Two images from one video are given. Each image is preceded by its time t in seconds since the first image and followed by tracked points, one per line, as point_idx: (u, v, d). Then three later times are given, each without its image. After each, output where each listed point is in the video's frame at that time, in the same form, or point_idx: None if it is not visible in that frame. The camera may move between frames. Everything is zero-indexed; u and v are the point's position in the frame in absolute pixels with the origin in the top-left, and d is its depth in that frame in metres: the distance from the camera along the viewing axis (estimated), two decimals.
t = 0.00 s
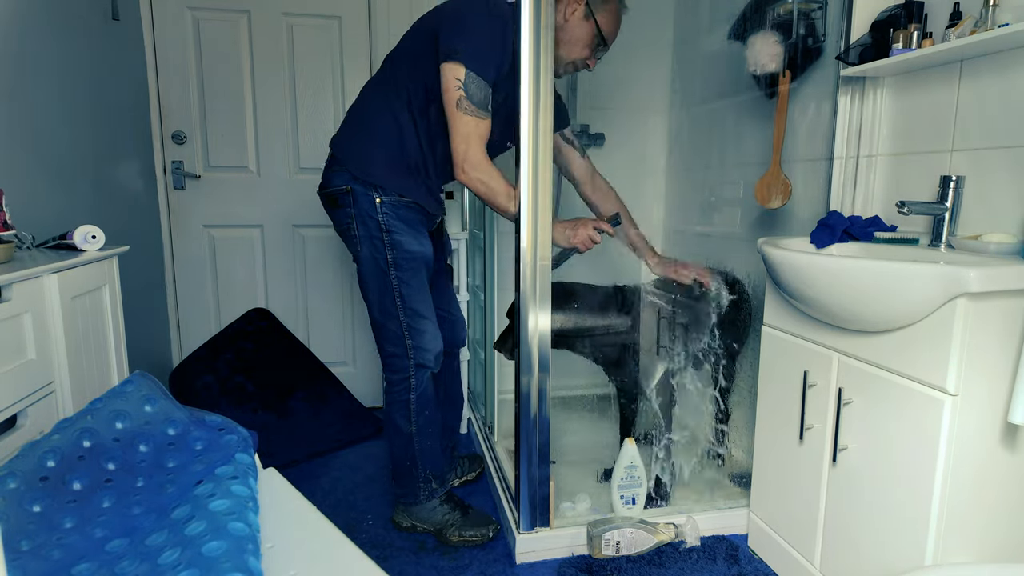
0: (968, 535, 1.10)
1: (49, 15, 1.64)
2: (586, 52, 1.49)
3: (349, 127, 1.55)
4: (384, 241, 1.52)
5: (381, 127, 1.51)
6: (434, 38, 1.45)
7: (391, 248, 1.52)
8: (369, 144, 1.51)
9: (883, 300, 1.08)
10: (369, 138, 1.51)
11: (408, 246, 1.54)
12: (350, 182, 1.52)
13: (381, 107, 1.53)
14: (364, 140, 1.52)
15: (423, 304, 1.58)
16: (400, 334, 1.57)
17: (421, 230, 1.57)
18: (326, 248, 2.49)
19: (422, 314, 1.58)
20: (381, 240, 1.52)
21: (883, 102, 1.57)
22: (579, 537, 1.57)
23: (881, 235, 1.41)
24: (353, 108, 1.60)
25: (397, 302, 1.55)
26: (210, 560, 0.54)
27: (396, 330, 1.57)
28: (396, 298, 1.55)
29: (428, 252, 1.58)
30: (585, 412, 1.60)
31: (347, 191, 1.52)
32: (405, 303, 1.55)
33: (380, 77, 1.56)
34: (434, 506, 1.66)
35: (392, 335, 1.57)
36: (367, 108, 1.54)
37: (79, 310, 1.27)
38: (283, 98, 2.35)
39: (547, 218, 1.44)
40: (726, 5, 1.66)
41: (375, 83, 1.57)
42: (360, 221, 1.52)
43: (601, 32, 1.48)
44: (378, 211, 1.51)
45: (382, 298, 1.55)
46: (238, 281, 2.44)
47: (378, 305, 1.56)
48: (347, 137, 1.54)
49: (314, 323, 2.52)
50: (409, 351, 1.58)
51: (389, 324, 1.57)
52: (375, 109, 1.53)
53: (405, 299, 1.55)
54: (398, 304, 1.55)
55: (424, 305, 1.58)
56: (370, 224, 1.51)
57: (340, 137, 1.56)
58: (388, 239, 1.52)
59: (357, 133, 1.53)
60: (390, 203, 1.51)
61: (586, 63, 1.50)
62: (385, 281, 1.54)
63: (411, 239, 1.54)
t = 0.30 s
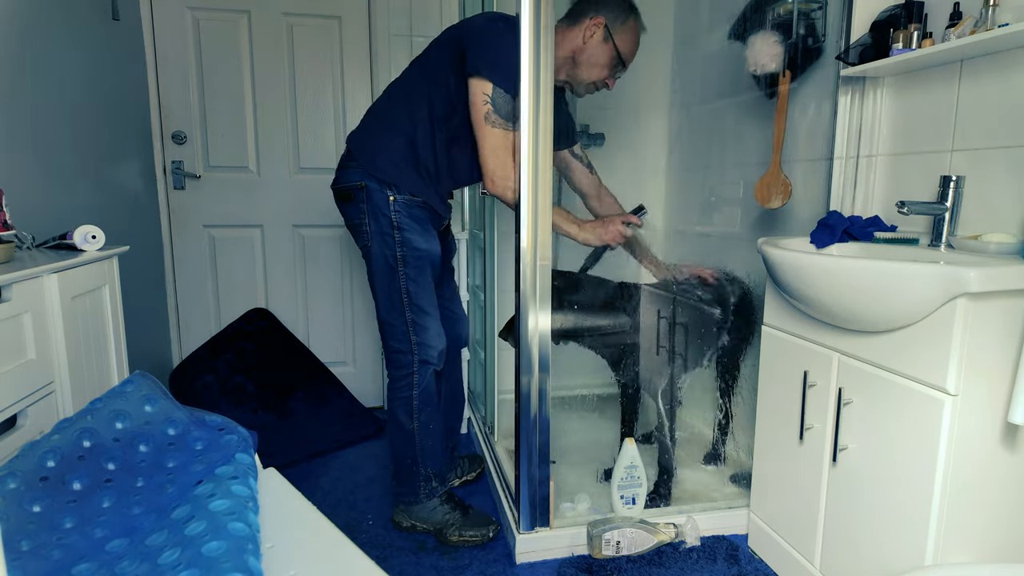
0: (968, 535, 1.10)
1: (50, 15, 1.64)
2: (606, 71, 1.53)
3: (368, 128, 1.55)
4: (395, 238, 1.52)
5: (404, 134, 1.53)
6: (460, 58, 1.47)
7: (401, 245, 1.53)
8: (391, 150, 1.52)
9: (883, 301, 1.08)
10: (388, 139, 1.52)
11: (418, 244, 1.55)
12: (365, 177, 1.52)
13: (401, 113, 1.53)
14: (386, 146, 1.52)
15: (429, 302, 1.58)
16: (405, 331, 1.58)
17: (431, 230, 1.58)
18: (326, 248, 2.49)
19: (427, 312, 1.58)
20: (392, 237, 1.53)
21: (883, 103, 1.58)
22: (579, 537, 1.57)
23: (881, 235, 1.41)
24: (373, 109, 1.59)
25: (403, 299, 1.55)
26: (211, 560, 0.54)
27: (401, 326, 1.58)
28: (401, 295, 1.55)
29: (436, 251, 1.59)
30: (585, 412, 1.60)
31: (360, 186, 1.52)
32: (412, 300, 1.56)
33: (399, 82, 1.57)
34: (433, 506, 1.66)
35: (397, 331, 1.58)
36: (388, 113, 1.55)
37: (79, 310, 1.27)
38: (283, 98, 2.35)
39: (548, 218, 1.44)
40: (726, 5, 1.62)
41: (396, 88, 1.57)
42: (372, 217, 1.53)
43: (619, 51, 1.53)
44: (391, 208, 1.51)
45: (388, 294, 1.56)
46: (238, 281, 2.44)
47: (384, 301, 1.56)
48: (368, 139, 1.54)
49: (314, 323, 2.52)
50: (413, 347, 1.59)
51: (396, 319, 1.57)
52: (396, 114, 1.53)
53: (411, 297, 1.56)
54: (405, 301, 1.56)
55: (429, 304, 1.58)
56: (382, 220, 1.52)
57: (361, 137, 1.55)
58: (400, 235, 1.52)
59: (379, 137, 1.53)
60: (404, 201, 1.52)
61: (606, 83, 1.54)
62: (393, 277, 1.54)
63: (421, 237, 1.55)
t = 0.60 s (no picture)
0: (968, 535, 1.10)
1: (50, 16, 1.64)
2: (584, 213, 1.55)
3: (381, 148, 1.44)
4: (418, 252, 1.43)
5: (420, 165, 1.42)
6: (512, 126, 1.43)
7: (426, 258, 1.43)
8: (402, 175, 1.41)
9: (883, 301, 1.08)
10: (397, 161, 1.42)
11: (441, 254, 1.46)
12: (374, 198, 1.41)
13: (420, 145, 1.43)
14: (399, 171, 1.42)
15: (464, 310, 1.49)
16: (447, 342, 1.47)
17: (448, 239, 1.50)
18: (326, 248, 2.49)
19: (465, 320, 1.49)
20: (415, 252, 1.43)
21: (883, 103, 1.55)
22: (579, 537, 1.57)
23: (881, 235, 1.41)
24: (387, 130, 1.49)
25: (438, 313, 1.45)
26: (211, 560, 0.54)
27: (442, 338, 1.46)
28: (438, 308, 1.45)
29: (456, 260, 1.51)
30: (585, 412, 1.60)
31: (369, 204, 1.40)
32: (448, 312, 1.45)
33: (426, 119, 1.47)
34: (439, 528, 1.56)
35: (438, 349, 1.46)
36: (407, 139, 1.44)
37: (79, 310, 1.27)
38: (283, 98, 2.35)
39: (547, 216, 1.44)
40: (726, 5, 1.73)
41: (419, 118, 1.47)
42: (388, 237, 1.41)
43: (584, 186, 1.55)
44: (409, 224, 1.42)
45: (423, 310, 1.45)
46: (238, 281, 2.44)
47: (417, 319, 1.46)
48: (381, 160, 1.42)
49: (314, 323, 2.52)
50: (460, 359, 1.48)
51: (431, 336, 1.46)
52: (403, 142, 1.44)
53: (447, 308, 1.45)
54: (442, 314, 1.45)
55: (465, 312, 1.49)
56: (400, 238, 1.42)
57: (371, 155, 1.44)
58: (422, 249, 1.43)
59: (391, 161, 1.42)
60: (420, 216, 1.43)
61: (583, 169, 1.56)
62: (424, 294, 1.44)
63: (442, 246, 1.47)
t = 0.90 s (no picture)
0: (968, 535, 1.10)
1: (50, 16, 1.64)
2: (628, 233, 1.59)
3: (377, 165, 1.44)
4: (413, 269, 1.43)
5: (420, 177, 1.41)
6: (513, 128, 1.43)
7: (422, 273, 1.43)
8: (403, 189, 1.41)
9: (883, 301, 1.08)
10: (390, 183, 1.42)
11: (438, 267, 1.45)
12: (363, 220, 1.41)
13: (421, 156, 1.42)
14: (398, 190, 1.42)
15: (470, 318, 1.47)
16: (454, 353, 1.46)
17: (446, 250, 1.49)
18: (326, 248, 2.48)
19: (473, 329, 1.47)
20: (410, 270, 1.43)
21: (883, 103, 1.58)
22: (579, 537, 1.58)
23: (881, 235, 1.41)
24: (382, 147, 1.49)
25: (442, 327, 1.45)
26: (211, 560, 0.54)
27: (449, 349, 1.46)
28: (442, 321, 1.44)
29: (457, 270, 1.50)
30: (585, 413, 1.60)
31: (357, 227, 1.41)
32: (453, 324, 1.44)
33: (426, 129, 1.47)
34: (439, 529, 1.56)
35: (449, 360, 1.46)
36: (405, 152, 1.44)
37: (80, 310, 1.27)
38: (283, 98, 2.35)
39: (547, 218, 1.44)
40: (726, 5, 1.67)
41: (416, 130, 1.47)
42: (381, 258, 1.42)
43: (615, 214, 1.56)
44: (400, 243, 1.42)
45: (429, 325, 1.45)
46: (238, 281, 2.44)
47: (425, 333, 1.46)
48: (380, 176, 1.42)
49: (314, 323, 2.52)
50: (471, 369, 1.47)
51: (439, 347, 1.46)
52: (395, 163, 1.43)
53: (451, 320, 1.45)
54: (447, 327, 1.45)
55: (471, 320, 1.47)
56: (393, 257, 1.42)
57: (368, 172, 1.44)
58: (417, 265, 1.43)
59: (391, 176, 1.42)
60: (410, 233, 1.43)
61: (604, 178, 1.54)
62: (425, 308, 1.44)
63: (438, 259, 1.46)
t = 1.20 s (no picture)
0: (968, 535, 1.10)
1: (50, 14, 1.64)
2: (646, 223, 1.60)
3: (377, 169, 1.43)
4: (409, 267, 1.42)
5: (418, 186, 1.41)
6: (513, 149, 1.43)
7: (418, 271, 1.43)
8: (402, 196, 1.40)
9: (883, 301, 1.08)
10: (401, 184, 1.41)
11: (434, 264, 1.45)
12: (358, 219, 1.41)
13: (420, 164, 1.41)
14: (409, 190, 1.41)
15: (467, 315, 1.47)
16: (454, 349, 1.47)
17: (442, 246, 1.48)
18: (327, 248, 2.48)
19: (470, 326, 1.47)
20: (405, 268, 1.42)
21: (883, 102, 1.58)
22: (579, 537, 1.58)
23: (881, 235, 1.41)
24: (385, 147, 1.48)
25: (440, 324, 1.45)
26: (211, 560, 0.54)
27: (448, 345, 1.47)
28: (439, 319, 1.45)
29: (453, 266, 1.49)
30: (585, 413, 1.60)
31: (353, 226, 1.42)
32: (450, 322, 1.45)
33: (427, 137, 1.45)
34: (441, 528, 1.56)
35: (447, 355, 1.47)
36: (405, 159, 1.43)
37: (80, 310, 1.27)
38: (283, 97, 2.35)
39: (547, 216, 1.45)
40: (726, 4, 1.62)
41: (418, 135, 1.46)
42: (376, 256, 1.42)
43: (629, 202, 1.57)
44: (395, 241, 1.41)
45: (427, 322, 1.46)
46: (238, 281, 2.44)
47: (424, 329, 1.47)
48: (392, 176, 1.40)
49: (314, 323, 2.52)
50: (470, 366, 1.47)
51: (438, 344, 1.47)
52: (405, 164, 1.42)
53: (448, 318, 1.45)
54: (444, 325, 1.45)
55: (468, 317, 1.47)
56: (388, 256, 1.42)
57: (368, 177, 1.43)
58: (413, 263, 1.42)
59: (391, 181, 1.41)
60: (407, 231, 1.41)
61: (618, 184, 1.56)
62: (422, 306, 1.44)
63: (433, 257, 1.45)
